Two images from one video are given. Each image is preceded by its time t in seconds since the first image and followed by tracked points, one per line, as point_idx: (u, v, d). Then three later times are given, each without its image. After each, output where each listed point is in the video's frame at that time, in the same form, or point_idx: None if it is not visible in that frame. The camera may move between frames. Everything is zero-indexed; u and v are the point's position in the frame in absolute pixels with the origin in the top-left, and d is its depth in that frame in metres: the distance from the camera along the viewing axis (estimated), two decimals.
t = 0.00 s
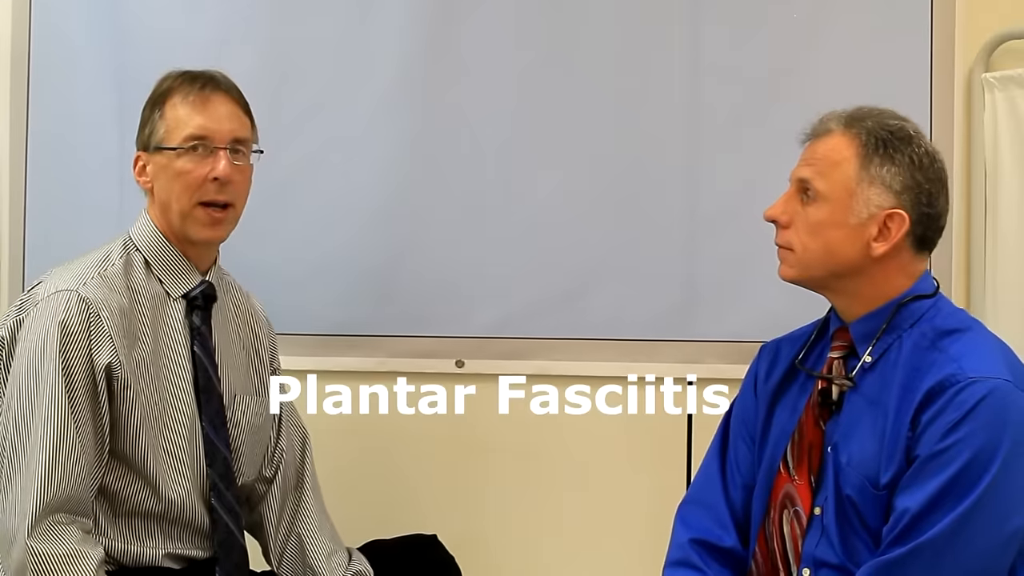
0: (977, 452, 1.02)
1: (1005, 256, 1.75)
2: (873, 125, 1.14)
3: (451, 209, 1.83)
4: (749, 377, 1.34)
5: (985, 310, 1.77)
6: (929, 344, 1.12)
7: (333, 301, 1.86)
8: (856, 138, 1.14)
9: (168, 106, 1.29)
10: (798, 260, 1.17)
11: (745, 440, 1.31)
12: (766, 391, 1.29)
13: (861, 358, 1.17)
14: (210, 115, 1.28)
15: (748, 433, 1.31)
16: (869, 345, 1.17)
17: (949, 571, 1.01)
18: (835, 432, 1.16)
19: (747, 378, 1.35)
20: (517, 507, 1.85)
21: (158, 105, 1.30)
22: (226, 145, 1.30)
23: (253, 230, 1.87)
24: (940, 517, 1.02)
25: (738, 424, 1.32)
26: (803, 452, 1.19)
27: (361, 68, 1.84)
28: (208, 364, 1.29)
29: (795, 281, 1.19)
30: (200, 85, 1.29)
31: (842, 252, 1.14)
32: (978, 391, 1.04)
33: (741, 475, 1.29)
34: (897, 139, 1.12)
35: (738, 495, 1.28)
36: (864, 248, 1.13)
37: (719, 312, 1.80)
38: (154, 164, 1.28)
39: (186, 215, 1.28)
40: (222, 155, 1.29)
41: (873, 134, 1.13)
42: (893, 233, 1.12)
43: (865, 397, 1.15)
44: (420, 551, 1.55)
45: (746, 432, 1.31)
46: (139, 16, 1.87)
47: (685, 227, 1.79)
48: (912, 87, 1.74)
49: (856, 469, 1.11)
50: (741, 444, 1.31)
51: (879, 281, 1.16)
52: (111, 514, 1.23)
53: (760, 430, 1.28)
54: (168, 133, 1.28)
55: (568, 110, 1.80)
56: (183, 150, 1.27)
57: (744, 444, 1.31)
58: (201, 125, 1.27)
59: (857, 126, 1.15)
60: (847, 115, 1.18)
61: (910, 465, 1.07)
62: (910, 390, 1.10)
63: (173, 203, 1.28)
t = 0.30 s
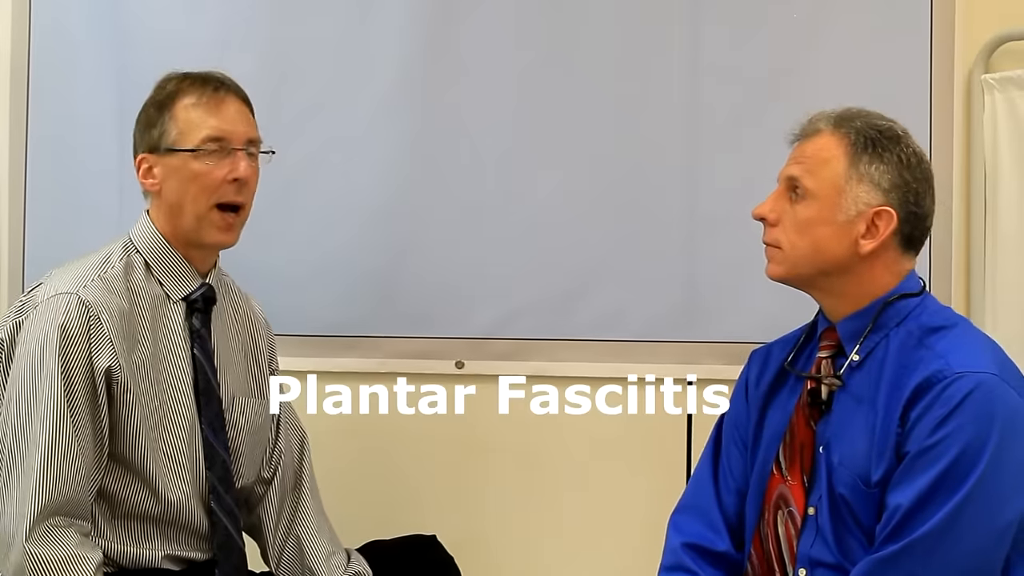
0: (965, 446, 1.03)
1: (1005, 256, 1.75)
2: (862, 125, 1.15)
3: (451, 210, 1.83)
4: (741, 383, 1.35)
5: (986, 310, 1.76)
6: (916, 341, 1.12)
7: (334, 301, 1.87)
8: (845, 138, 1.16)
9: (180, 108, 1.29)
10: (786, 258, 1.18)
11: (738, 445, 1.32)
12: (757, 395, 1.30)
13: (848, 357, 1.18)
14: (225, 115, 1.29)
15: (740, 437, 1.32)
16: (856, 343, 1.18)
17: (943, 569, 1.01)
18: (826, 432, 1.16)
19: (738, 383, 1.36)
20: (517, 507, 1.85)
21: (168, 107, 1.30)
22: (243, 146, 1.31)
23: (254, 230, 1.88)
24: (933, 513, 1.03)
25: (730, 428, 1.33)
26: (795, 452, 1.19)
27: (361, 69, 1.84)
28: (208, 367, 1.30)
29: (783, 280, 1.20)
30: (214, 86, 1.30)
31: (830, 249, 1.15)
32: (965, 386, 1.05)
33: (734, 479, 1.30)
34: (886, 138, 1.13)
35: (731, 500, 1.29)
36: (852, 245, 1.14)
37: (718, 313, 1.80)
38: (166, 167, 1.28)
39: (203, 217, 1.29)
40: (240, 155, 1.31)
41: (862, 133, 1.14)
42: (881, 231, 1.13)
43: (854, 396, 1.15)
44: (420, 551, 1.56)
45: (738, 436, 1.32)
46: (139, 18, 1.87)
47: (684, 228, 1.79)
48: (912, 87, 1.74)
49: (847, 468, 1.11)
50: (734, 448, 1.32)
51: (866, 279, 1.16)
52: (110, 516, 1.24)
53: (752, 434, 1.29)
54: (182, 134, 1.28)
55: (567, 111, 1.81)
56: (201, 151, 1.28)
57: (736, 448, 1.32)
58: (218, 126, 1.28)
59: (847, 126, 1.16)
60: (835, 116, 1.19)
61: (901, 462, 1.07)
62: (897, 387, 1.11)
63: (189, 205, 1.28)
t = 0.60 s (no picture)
0: (956, 440, 1.03)
1: (1005, 257, 1.75)
2: (853, 124, 1.16)
3: (451, 210, 1.83)
4: (733, 387, 1.35)
5: (987, 310, 1.76)
6: (905, 338, 1.13)
7: (334, 302, 1.87)
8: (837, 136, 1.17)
9: (197, 112, 1.30)
10: (779, 255, 1.18)
11: (731, 449, 1.32)
12: (750, 397, 1.30)
13: (840, 355, 1.18)
14: (242, 121, 1.32)
15: (733, 440, 1.32)
16: (847, 342, 1.18)
17: (943, 568, 1.01)
18: (819, 431, 1.16)
19: (731, 388, 1.36)
20: (518, 509, 1.85)
21: (182, 110, 1.30)
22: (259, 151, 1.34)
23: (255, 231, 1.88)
24: (925, 508, 1.03)
25: (723, 432, 1.33)
26: (789, 453, 1.19)
27: (361, 70, 1.84)
28: (209, 369, 1.30)
29: (777, 279, 1.20)
30: (231, 92, 1.32)
31: (824, 245, 1.15)
32: (954, 380, 1.05)
33: (727, 482, 1.30)
34: (878, 137, 1.14)
35: (725, 503, 1.29)
36: (845, 241, 1.15)
37: (719, 313, 1.79)
38: (182, 170, 1.29)
39: (220, 221, 1.31)
40: (258, 161, 1.34)
41: (854, 132, 1.15)
42: (874, 226, 1.14)
43: (845, 394, 1.15)
44: (420, 552, 1.56)
45: (730, 439, 1.32)
46: (139, 19, 1.88)
47: (685, 228, 1.79)
48: (913, 88, 1.74)
49: (840, 466, 1.11)
50: (727, 452, 1.32)
51: (857, 276, 1.17)
52: (110, 517, 1.24)
53: (746, 437, 1.29)
54: (200, 139, 1.29)
55: (567, 112, 1.81)
56: (222, 156, 1.29)
57: (730, 451, 1.32)
58: (237, 132, 1.31)
59: (838, 125, 1.17)
60: (826, 117, 1.20)
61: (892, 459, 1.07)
62: (887, 385, 1.11)
63: (205, 208, 1.29)
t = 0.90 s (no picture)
0: (950, 434, 1.03)
1: (1006, 257, 1.75)
2: (831, 125, 1.17)
3: (450, 210, 1.83)
4: (731, 389, 1.35)
5: (988, 310, 1.76)
6: (901, 336, 1.13)
7: (333, 303, 1.87)
8: (818, 140, 1.17)
9: (201, 115, 1.30)
10: (780, 268, 1.17)
11: (728, 450, 1.31)
12: (747, 399, 1.30)
13: (837, 355, 1.18)
14: (247, 126, 1.31)
15: (730, 441, 1.32)
16: (844, 342, 1.18)
17: (942, 566, 1.01)
18: (815, 430, 1.16)
19: (728, 390, 1.36)
20: (518, 509, 1.84)
21: (187, 112, 1.30)
22: (262, 157, 1.34)
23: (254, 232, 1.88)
24: (919, 501, 1.03)
25: (721, 433, 1.33)
26: (785, 453, 1.19)
27: (361, 71, 1.84)
28: (211, 369, 1.31)
29: (780, 290, 1.19)
30: (237, 96, 1.32)
31: (822, 251, 1.15)
32: (948, 374, 1.05)
33: (724, 483, 1.30)
34: (858, 135, 1.15)
35: (722, 504, 1.29)
36: (843, 244, 1.14)
37: (718, 313, 1.79)
38: (183, 172, 1.29)
39: (221, 224, 1.31)
40: (260, 167, 1.34)
41: (835, 134, 1.15)
42: (869, 224, 1.14)
43: (841, 393, 1.15)
44: (420, 552, 1.56)
45: (728, 440, 1.32)
46: (139, 21, 1.88)
47: (685, 228, 1.79)
48: (913, 89, 1.74)
49: (835, 463, 1.11)
50: (724, 453, 1.32)
51: (856, 276, 1.17)
52: (111, 518, 1.23)
53: (743, 438, 1.29)
54: (202, 142, 1.29)
55: (567, 113, 1.81)
56: (224, 161, 1.29)
57: (727, 453, 1.31)
58: (240, 136, 1.30)
59: (817, 129, 1.17)
60: (803, 121, 1.20)
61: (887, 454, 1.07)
62: (882, 381, 1.11)
63: (207, 211, 1.30)
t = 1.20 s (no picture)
0: (949, 431, 1.03)
1: (1006, 257, 1.75)
2: (802, 134, 1.17)
3: (451, 211, 1.83)
4: (730, 391, 1.35)
5: (989, 311, 1.76)
6: (899, 335, 1.13)
7: (334, 304, 1.87)
8: (792, 152, 1.17)
9: (201, 116, 1.30)
10: (787, 284, 1.17)
11: (728, 451, 1.31)
12: (746, 400, 1.30)
13: (836, 356, 1.18)
14: (247, 128, 1.31)
15: (729, 443, 1.32)
16: (842, 342, 1.18)
17: (942, 565, 1.01)
18: (814, 430, 1.16)
19: (727, 391, 1.36)
20: (518, 510, 1.84)
21: (188, 113, 1.30)
22: (262, 159, 1.34)
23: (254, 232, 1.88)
24: (918, 499, 1.03)
25: (720, 435, 1.33)
26: (784, 454, 1.19)
27: (361, 72, 1.84)
28: (211, 370, 1.31)
29: (786, 304, 1.19)
30: (237, 99, 1.32)
31: (822, 257, 1.14)
32: (946, 372, 1.06)
33: (724, 484, 1.30)
34: (831, 137, 1.15)
35: (721, 505, 1.29)
36: (841, 248, 1.14)
37: (718, 314, 1.79)
38: (182, 174, 1.29)
39: (220, 226, 1.30)
40: (260, 169, 1.33)
41: (808, 142, 1.16)
42: (862, 224, 1.14)
43: (840, 393, 1.15)
44: (421, 552, 1.56)
45: (727, 442, 1.32)
46: (138, 21, 1.88)
47: (685, 229, 1.79)
48: (914, 89, 1.74)
49: (834, 462, 1.11)
50: (724, 455, 1.32)
51: (855, 278, 1.17)
52: (111, 519, 1.23)
53: (742, 439, 1.29)
54: (201, 143, 1.29)
55: (567, 113, 1.80)
56: (222, 163, 1.29)
57: (726, 454, 1.31)
58: (239, 138, 1.30)
59: (788, 140, 1.17)
60: (772, 135, 1.20)
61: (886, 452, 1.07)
62: (882, 379, 1.11)
63: (206, 214, 1.29)
